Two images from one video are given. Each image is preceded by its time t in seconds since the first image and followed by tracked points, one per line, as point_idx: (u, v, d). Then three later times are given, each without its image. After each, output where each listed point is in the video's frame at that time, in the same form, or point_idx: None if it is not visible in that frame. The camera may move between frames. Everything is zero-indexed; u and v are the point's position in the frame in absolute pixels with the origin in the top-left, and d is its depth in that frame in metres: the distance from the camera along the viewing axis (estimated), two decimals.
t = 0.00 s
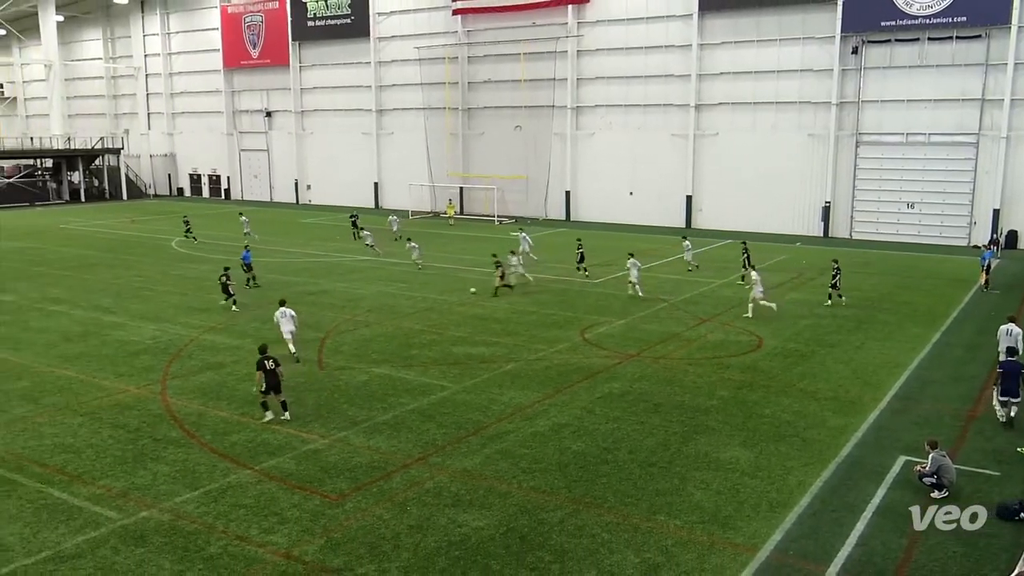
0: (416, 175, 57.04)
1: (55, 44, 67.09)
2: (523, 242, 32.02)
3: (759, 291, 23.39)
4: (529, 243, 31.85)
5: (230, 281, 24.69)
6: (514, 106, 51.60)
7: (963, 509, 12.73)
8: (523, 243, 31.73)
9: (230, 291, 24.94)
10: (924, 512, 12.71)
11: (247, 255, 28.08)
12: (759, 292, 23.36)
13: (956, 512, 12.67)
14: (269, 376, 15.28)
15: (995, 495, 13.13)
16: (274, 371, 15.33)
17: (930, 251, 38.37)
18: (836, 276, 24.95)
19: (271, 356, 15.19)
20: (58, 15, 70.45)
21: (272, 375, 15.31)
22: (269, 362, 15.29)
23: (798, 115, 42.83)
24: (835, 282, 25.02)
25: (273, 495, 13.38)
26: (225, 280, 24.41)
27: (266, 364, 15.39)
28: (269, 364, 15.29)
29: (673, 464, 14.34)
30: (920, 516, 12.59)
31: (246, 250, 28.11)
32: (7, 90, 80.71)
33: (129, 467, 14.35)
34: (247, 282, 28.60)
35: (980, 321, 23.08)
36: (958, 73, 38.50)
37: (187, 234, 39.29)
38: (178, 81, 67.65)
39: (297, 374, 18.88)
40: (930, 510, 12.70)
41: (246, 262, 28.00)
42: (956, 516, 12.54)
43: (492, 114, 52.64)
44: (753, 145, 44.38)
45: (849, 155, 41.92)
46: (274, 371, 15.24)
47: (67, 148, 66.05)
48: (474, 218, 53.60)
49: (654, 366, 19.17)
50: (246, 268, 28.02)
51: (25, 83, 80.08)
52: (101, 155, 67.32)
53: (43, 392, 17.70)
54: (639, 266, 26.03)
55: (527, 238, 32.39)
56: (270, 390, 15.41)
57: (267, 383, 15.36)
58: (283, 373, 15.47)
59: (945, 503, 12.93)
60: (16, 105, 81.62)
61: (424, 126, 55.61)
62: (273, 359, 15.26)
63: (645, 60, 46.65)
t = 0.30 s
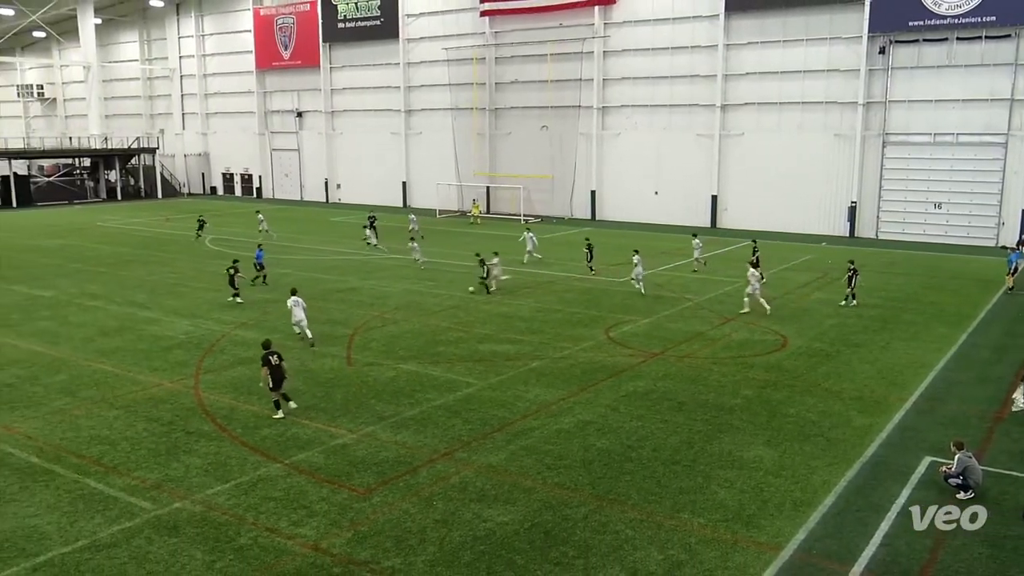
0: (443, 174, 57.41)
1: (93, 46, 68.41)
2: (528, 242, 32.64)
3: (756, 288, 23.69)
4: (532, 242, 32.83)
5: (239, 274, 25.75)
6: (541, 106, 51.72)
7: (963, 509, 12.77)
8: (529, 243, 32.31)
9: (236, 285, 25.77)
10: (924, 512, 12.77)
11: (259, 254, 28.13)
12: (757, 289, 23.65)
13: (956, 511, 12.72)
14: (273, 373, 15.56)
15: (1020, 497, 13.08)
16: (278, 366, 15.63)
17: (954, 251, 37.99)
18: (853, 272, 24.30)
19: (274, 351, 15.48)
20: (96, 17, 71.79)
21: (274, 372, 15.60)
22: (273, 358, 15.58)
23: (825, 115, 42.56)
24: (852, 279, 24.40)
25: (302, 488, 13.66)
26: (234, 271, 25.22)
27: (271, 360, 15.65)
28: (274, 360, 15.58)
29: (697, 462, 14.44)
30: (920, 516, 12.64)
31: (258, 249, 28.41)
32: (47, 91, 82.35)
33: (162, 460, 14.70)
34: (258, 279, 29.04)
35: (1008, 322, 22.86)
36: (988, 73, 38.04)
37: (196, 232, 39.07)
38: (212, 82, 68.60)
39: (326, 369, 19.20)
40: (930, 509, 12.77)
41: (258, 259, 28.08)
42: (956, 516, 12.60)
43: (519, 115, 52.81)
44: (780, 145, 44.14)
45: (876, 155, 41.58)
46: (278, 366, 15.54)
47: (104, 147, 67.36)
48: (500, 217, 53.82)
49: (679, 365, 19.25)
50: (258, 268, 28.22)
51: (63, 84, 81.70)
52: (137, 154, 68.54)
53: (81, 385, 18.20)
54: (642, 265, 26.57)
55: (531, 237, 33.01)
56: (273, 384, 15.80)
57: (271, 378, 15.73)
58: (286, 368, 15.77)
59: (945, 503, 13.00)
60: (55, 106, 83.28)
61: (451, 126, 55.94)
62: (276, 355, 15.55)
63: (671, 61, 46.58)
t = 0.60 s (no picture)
0: (469, 174, 57.68)
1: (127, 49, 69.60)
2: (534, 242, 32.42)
3: (754, 284, 24.18)
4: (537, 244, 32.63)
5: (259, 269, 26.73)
6: (566, 107, 51.82)
7: (963, 510, 12.81)
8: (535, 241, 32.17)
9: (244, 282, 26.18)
10: (924, 512, 12.79)
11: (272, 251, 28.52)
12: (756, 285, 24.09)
13: (956, 511, 12.75)
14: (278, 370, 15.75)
15: None
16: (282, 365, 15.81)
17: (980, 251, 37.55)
18: (869, 274, 24.28)
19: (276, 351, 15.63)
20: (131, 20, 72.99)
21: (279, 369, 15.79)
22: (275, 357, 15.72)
23: (851, 115, 42.22)
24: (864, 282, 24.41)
25: (328, 482, 13.90)
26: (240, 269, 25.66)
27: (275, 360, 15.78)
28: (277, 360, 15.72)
29: (720, 461, 14.51)
30: (920, 516, 12.66)
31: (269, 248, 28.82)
32: (83, 92, 83.86)
33: (193, 453, 15.04)
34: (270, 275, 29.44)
35: None
36: (1017, 73, 37.51)
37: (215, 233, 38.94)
38: (243, 83, 69.48)
39: (353, 366, 19.49)
40: (931, 510, 12.78)
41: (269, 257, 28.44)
42: (957, 516, 12.63)
43: (544, 115, 52.92)
44: (806, 145, 43.84)
45: (902, 156, 41.19)
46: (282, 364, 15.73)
47: (138, 147, 68.56)
48: (525, 217, 54.00)
49: (702, 364, 19.30)
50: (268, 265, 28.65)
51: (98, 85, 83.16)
52: (169, 154, 69.63)
53: (115, 379, 18.63)
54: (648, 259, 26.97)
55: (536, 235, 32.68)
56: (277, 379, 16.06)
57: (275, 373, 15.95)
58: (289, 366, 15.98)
59: (958, 504, 12.99)
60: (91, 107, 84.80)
61: (477, 126, 56.18)
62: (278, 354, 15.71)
63: (697, 61, 46.45)
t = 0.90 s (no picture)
0: (494, 173, 57.88)
1: (161, 50, 70.66)
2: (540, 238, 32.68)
3: (752, 283, 24.63)
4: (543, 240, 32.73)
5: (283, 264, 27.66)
6: (591, 107, 51.83)
7: (963, 509, 12.84)
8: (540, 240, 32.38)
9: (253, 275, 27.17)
10: (924, 512, 12.79)
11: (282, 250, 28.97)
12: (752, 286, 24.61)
13: (956, 512, 12.78)
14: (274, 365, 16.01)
15: None
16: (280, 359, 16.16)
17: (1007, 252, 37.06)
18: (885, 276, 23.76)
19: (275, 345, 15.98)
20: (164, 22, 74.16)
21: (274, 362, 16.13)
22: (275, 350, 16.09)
23: (877, 115, 41.83)
24: (880, 284, 23.85)
25: (355, 477, 14.13)
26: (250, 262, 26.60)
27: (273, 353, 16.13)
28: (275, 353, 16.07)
29: (743, 460, 14.55)
30: (920, 516, 12.67)
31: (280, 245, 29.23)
32: (118, 92, 85.27)
33: (223, 447, 15.34)
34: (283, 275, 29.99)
35: None
36: None
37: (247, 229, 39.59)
38: (272, 83, 70.25)
39: (379, 362, 19.75)
40: (931, 510, 12.78)
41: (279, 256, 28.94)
42: (957, 516, 12.67)
43: (569, 115, 52.98)
44: (832, 145, 43.49)
45: (929, 156, 40.74)
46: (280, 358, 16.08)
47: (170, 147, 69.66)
48: (550, 216, 54.11)
49: (726, 364, 19.31)
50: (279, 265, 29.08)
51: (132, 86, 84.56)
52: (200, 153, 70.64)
53: (147, 374, 19.04)
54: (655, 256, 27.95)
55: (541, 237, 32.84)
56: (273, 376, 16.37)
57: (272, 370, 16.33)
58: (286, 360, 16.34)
59: (978, 505, 12.96)
60: (126, 107, 86.18)
61: (503, 126, 56.37)
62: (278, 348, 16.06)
63: (722, 61, 46.27)
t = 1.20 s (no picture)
0: (519, 173, 57.98)
1: (191, 51, 71.59)
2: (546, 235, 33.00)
3: (749, 282, 24.98)
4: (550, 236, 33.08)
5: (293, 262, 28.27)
6: (615, 107, 51.77)
7: (963, 510, 12.85)
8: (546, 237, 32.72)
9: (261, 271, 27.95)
10: (924, 512, 12.78)
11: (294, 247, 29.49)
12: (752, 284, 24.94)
13: (956, 512, 12.80)
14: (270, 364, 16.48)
15: None
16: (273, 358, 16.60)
17: None
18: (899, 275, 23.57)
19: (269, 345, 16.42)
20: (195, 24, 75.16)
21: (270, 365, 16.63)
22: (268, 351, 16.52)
23: (903, 115, 41.41)
24: (897, 284, 23.63)
25: (379, 473, 14.32)
26: (257, 261, 27.45)
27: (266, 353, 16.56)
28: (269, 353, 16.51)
29: (765, 460, 14.56)
30: (920, 516, 12.66)
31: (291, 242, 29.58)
32: (150, 93, 86.55)
33: (251, 441, 15.62)
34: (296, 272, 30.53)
35: None
36: None
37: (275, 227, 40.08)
38: (301, 84, 70.90)
39: (404, 359, 19.96)
40: (931, 510, 12.80)
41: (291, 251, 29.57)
42: (956, 516, 12.68)
43: (593, 115, 52.97)
44: (857, 145, 43.10)
45: (956, 156, 40.28)
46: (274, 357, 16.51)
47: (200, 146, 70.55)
48: (574, 216, 54.15)
49: (750, 363, 19.30)
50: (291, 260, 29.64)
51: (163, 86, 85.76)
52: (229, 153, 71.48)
53: (177, 369, 19.42)
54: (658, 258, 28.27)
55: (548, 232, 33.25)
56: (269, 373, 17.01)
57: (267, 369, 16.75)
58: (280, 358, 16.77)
59: (1000, 508, 12.87)
60: (157, 107, 87.44)
61: (528, 126, 56.48)
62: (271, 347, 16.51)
63: (747, 61, 46.04)
